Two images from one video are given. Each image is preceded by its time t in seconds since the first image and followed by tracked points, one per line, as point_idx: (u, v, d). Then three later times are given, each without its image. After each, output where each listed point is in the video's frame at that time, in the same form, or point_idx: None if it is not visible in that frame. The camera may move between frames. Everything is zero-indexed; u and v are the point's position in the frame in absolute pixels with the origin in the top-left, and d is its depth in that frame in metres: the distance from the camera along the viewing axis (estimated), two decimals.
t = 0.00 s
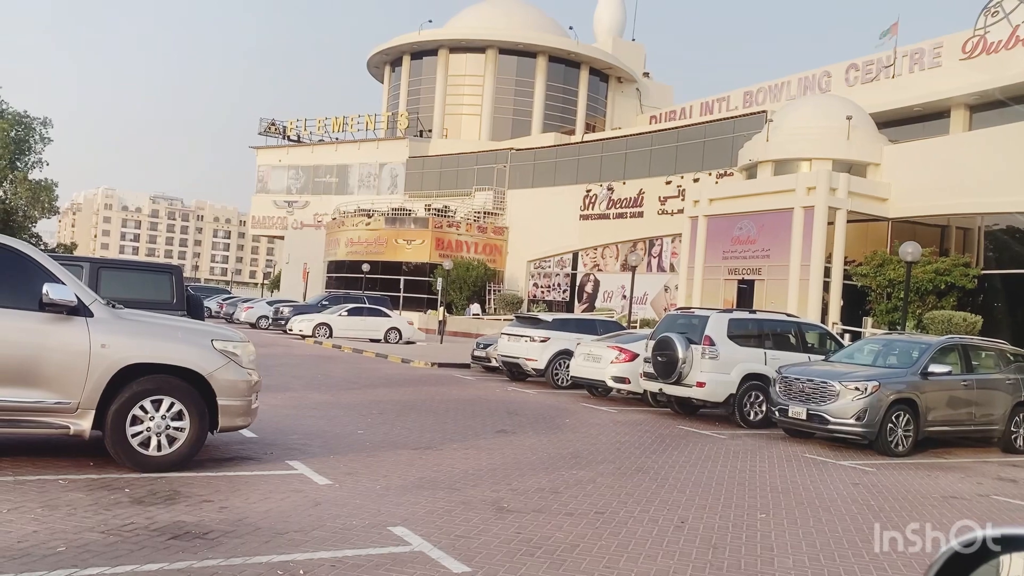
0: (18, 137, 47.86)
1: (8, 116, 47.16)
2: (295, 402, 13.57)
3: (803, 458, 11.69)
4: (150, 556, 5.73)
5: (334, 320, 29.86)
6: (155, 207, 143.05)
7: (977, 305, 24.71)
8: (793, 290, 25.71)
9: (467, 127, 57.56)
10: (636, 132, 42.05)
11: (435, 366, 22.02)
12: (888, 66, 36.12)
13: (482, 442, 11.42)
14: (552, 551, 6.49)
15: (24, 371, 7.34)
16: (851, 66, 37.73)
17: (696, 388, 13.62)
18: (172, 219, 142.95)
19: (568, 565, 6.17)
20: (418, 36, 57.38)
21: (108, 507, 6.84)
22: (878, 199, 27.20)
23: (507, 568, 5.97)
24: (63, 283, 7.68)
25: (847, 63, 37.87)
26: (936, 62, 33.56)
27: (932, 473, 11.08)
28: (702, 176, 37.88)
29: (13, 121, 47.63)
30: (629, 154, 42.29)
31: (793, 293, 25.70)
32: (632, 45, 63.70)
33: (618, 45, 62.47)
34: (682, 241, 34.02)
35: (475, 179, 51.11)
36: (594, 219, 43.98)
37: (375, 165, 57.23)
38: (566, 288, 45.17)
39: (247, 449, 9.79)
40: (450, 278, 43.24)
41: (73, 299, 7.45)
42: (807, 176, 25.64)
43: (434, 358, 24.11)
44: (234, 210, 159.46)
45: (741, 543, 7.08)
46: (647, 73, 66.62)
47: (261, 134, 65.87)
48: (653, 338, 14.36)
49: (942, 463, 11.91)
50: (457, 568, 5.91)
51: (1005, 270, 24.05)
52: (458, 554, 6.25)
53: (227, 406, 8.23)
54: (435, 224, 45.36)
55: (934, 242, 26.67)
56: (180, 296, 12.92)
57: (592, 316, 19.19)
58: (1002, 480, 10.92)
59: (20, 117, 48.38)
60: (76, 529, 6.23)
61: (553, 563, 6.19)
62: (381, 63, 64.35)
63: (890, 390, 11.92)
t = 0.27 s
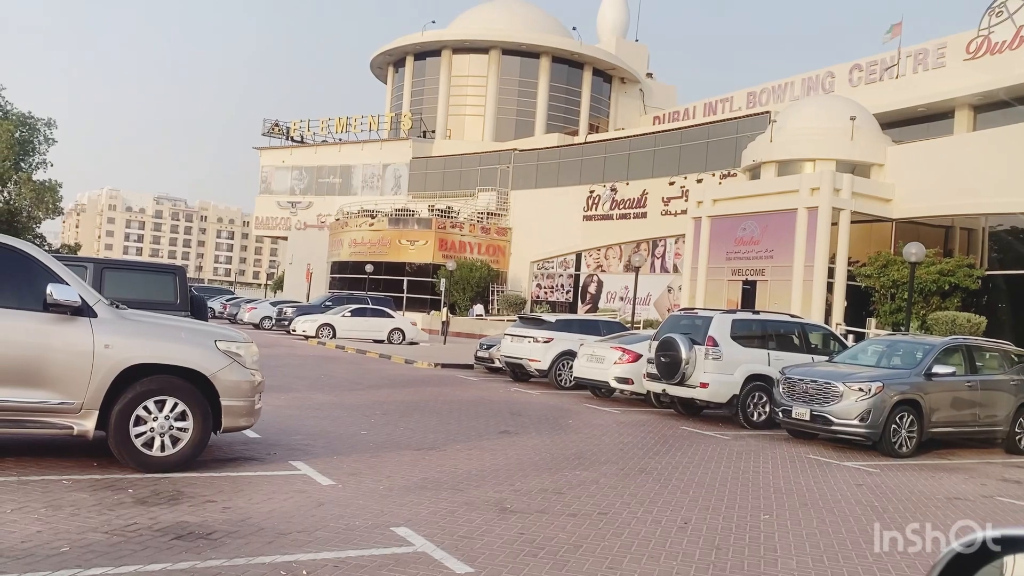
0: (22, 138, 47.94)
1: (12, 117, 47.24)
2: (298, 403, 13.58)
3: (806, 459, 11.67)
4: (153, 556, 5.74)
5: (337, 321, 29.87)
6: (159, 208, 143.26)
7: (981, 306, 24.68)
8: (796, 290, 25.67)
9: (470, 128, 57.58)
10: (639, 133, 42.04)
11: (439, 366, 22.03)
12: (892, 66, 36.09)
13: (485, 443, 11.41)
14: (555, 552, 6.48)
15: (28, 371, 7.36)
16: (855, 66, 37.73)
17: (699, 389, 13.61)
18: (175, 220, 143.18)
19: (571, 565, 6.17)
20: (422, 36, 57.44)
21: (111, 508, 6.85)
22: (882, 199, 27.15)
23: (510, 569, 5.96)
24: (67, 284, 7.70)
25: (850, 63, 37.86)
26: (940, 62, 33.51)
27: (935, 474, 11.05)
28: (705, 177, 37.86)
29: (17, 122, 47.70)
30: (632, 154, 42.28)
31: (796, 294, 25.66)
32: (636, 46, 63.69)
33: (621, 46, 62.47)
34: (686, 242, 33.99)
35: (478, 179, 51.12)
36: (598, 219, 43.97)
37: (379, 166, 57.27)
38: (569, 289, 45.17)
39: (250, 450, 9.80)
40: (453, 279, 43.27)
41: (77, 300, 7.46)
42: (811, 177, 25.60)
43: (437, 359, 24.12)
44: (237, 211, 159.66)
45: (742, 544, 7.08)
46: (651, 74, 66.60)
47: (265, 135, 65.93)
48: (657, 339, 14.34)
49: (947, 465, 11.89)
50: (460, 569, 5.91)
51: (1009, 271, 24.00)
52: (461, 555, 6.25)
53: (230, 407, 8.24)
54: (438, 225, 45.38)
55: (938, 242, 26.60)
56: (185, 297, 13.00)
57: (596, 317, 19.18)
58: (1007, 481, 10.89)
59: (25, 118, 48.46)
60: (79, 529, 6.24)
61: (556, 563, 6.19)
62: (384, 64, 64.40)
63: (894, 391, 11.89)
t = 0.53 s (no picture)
0: (25, 140, 47.98)
1: (15, 119, 47.32)
2: (301, 403, 13.58)
3: (809, 460, 11.66)
4: (155, 556, 5.74)
5: (340, 321, 29.88)
6: (161, 208, 143.42)
7: (984, 307, 24.66)
8: (799, 291, 25.64)
9: (472, 129, 57.60)
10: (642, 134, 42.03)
11: (441, 367, 22.02)
12: (895, 66, 36.05)
13: (487, 444, 11.41)
14: (557, 553, 6.48)
15: (30, 372, 7.37)
16: (857, 66, 37.71)
17: (702, 390, 13.61)
18: (178, 221, 143.30)
19: (574, 566, 6.17)
20: (424, 37, 57.48)
21: (114, 508, 6.86)
22: (885, 200, 27.13)
23: (513, 570, 5.97)
24: (70, 284, 7.71)
25: (853, 64, 37.85)
26: (943, 62, 33.47)
27: (938, 475, 11.04)
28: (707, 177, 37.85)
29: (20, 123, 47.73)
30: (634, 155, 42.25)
31: (799, 294, 25.62)
32: (638, 46, 63.67)
33: (623, 46, 62.46)
34: (688, 243, 33.98)
35: (480, 180, 51.12)
36: (600, 220, 43.94)
37: (381, 167, 57.28)
38: (571, 290, 45.16)
39: (253, 451, 9.80)
40: (455, 280, 43.26)
41: (80, 301, 7.47)
42: (813, 177, 25.59)
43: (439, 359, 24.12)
44: (240, 211, 159.76)
45: (742, 544, 7.10)
46: (653, 74, 66.58)
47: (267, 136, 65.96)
48: (659, 340, 14.33)
49: (949, 465, 11.87)
50: (462, 570, 5.91)
51: (1012, 271, 23.97)
52: (463, 556, 6.23)
53: (233, 408, 8.24)
54: (440, 226, 45.41)
55: (941, 242, 26.50)
56: (188, 297, 13.03)
57: (598, 318, 19.18)
58: (1010, 481, 10.87)
59: (28, 119, 48.49)
60: (82, 529, 6.25)
61: (558, 564, 6.19)
62: (387, 65, 64.44)
63: (897, 392, 11.88)
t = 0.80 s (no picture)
0: (28, 140, 48.03)
1: (18, 119, 47.39)
2: (304, 404, 13.58)
3: (811, 461, 11.64)
4: (158, 557, 5.75)
5: (342, 322, 29.89)
6: (164, 209, 143.54)
7: (987, 307, 24.63)
8: (801, 291, 25.62)
9: (475, 129, 57.62)
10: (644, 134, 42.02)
11: (443, 367, 22.03)
12: (897, 66, 36.03)
13: (489, 444, 11.41)
14: (560, 553, 6.48)
15: (33, 373, 7.38)
16: (859, 66, 37.69)
17: (704, 390, 13.60)
18: (180, 222, 143.41)
19: (576, 566, 6.17)
20: (426, 38, 57.52)
21: (117, 509, 6.86)
22: (887, 200, 27.11)
23: (515, 570, 5.97)
24: (73, 285, 7.72)
25: (855, 64, 37.84)
26: (945, 62, 33.45)
27: (940, 476, 11.03)
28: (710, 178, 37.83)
29: (23, 124, 47.80)
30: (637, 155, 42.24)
31: (802, 294, 25.61)
32: (640, 46, 63.66)
33: (626, 47, 62.46)
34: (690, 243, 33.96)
35: (483, 181, 51.12)
36: (602, 220, 43.93)
37: (383, 167, 57.31)
38: (573, 290, 45.15)
39: (255, 451, 9.80)
40: (457, 280, 43.27)
41: (83, 301, 7.48)
42: (815, 177, 25.56)
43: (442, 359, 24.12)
44: (242, 212, 159.83)
45: (742, 544, 7.09)
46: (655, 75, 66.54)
47: (270, 136, 66.00)
48: (662, 340, 14.33)
49: (952, 466, 11.86)
50: (465, 570, 5.91)
51: (1015, 272, 23.93)
52: (466, 557, 6.23)
53: (236, 408, 8.25)
54: (442, 226, 45.42)
55: (944, 243, 26.41)
56: (190, 298, 13.00)
57: (600, 318, 19.17)
58: (1013, 482, 10.85)
59: (31, 119, 48.55)
60: (85, 530, 6.25)
61: (561, 565, 6.18)
62: (389, 65, 64.49)
63: (900, 392, 11.86)
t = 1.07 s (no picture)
0: (30, 141, 48.04)
1: (20, 120, 47.42)
2: (305, 404, 13.59)
3: (813, 461, 11.63)
4: (160, 557, 5.75)
5: (344, 322, 29.90)
6: (166, 210, 143.66)
7: (989, 307, 24.62)
8: (803, 292, 25.60)
9: (476, 129, 57.63)
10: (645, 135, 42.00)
11: (445, 368, 22.03)
12: (899, 66, 35.98)
13: (491, 445, 11.40)
14: (562, 553, 6.47)
15: (35, 373, 7.38)
16: (861, 67, 37.67)
17: (706, 391, 13.59)
18: (182, 222, 143.56)
19: (577, 567, 6.16)
20: (428, 38, 57.55)
21: (119, 509, 6.86)
22: (889, 200, 27.07)
23: (517, 570, 5.98)
24: (75, 286, 7.73)
25: (857, 64, 37.81)
26: (947, 62, 33.42)
27: (942, 476, 11.01)
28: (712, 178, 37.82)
29: (25, 124, 47.81)
30: (638, 156, 42.22)
31: (804, 295, 25.58)
32: (642, 47, 63.65)
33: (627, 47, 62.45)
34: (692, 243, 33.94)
35: (484, 181, 51.11)
36: (604, 221, 43.91)
37: (385, 168, 57.32)
38: (575, 290, 45.12)
39: (257, 451, 9.80)
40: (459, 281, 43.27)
41: (85, 302, 7.48)
42: (817, 178, 25.53)
43: (443, 360, 24.13)
44: (244, 213, 159.93)
45: (743, 544, 7.08)
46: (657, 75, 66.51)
47: (271, 137, 66.03)
48: (663, 340, 14.31)
49: (954, 466, 11.85)
50: (466, 570, 5.91)
51: (1017, 272, 23.89)
52: (468, 557, 6.23)
53: (237, 408, 8.25)
54: (444, 226, 45.42)
55: (946, 244, 26.43)
56: (192, 298, 12.99)
57: (602, 318, 19.17)
58: (1015, 483, 10.83)
59: (33, 120, 48.57)
60: (87, 530, 6.25)
61: (562, 565, 6.18)
62: (391, 66, 64.48)
63: (902, 392, 11.86)
